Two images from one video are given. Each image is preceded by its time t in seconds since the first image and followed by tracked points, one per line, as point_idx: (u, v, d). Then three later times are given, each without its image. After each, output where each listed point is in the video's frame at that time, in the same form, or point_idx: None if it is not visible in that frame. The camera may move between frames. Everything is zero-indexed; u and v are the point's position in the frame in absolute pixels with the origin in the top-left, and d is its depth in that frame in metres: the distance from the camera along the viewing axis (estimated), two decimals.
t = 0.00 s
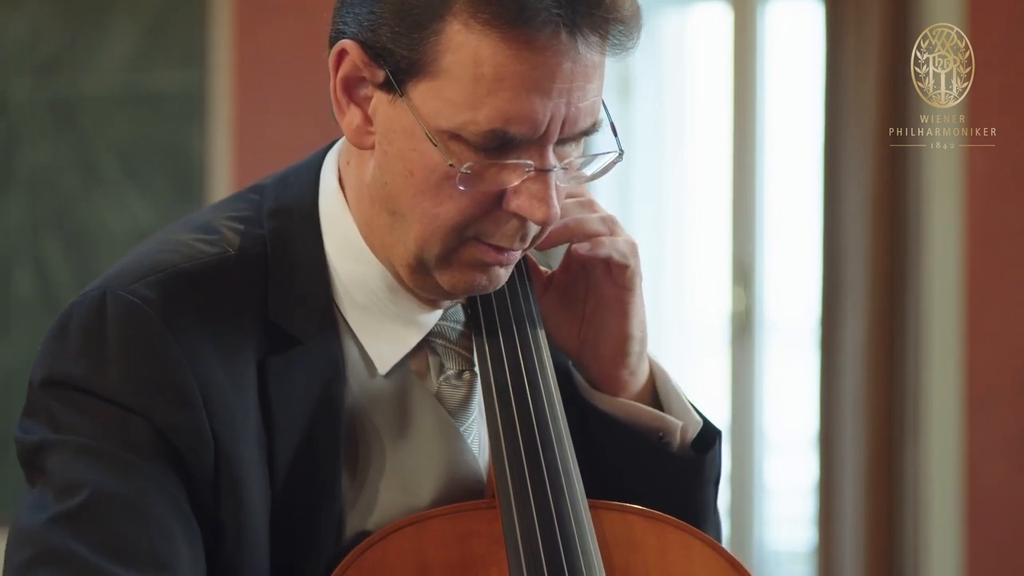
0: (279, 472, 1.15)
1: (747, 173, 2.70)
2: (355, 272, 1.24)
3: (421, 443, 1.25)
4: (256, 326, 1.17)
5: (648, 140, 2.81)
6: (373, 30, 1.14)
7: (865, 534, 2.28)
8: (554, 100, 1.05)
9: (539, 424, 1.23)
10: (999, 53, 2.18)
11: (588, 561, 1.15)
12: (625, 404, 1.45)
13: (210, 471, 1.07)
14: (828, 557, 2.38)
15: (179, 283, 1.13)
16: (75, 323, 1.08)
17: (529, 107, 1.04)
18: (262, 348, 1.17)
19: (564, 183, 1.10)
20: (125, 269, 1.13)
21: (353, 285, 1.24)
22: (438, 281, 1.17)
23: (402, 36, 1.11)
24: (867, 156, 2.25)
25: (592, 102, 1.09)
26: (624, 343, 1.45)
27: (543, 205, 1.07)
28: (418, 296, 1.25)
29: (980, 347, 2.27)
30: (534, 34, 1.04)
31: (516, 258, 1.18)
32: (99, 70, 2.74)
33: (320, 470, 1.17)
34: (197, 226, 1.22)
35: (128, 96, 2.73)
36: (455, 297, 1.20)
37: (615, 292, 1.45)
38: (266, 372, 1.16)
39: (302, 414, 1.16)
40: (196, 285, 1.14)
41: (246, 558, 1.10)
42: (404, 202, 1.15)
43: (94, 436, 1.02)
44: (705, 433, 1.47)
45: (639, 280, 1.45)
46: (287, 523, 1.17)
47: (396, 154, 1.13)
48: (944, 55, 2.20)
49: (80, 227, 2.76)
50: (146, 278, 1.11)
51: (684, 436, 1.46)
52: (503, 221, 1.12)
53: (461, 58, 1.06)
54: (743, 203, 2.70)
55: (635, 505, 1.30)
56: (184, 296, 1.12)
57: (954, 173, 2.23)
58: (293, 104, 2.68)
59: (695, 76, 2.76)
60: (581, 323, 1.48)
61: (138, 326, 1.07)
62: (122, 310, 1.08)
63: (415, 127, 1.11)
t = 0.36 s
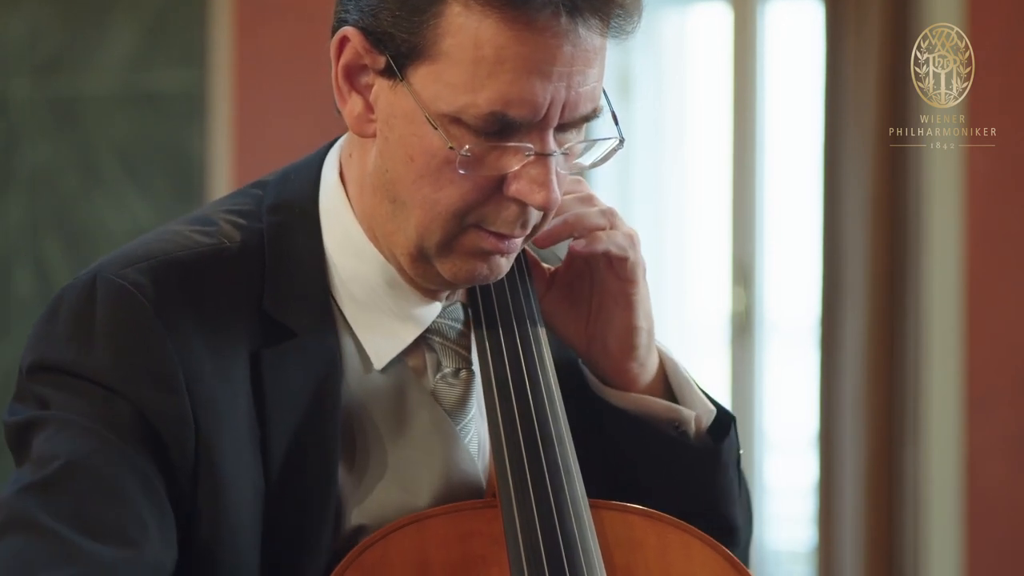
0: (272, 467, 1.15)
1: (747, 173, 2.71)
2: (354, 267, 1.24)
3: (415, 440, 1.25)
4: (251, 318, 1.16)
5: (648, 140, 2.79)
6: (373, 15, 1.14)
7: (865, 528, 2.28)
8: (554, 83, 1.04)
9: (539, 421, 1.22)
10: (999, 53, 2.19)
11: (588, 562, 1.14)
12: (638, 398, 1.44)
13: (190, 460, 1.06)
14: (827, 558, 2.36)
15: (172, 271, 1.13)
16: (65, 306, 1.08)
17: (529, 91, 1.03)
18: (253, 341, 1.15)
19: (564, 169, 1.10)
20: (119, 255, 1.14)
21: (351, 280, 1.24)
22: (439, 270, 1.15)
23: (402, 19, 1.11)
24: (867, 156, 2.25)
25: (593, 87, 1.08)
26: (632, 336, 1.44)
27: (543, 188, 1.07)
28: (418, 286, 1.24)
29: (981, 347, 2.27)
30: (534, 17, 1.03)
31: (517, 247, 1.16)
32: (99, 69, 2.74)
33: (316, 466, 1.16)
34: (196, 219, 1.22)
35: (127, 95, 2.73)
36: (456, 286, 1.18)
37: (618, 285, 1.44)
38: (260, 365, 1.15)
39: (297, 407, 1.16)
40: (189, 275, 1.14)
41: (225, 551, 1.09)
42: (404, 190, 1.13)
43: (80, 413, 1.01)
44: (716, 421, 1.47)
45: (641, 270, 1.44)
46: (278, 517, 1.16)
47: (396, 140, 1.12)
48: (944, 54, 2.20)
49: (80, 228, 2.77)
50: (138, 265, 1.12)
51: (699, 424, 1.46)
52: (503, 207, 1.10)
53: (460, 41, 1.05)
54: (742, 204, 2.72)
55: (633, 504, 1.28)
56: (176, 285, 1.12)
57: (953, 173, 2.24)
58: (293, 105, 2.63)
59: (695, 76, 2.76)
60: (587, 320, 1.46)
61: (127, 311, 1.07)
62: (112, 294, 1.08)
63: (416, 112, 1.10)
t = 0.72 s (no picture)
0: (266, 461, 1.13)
1: (747, 173, 2.70)
2: (355, 264, 1.24)
3: (413, 437, 1.25)
4: (246, 307, 1.16)
5: (648, 140, 2.80)
6: (374, 6, 1.14)
7: (864, 532, 2.32)
8: (554, 72, 1.04)
9: (539, 415, 1.21)
10: (999, 53, 2.16)
11: (589, 563, 1.10)
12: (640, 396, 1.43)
13: (168, 445, 1.05)
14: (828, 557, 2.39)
15: (163, 254, 1.13)
16: (55, 285, 1.10)
17: (528, 79, 1.03)
18: (247, 330, 1.15)
19: (564, 159, 1.09)
20: (113, 238, 1.15)
21: (351, 274, 1.24)
22: (439, 262, 1.15)
23: (403, 9, 1.11)
24: (867, 156, 2.29)
25: (593, 77, 1.08)
26: (633, 334, 1.42)
27: (543, 177, 1.06)
28: (418, 281, 1.24)
29: (980, 348, 2.24)
30: (534, 4, 1.03)
31: (518, 241, 1.15)
32: (99, 68, 2.74)
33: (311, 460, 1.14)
34: (193, 209, 1.23)
35: (127, 94, 2.73)
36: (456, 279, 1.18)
37: (618, 285, 1.42)
38: (254, 352, 1.15)
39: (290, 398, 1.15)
40: (182, 261, 1.14)
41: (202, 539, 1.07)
42: (405, 181, 1.13)
43: (63, 381, 1.01)
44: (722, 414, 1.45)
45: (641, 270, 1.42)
46: (267, 513, 1.14)
47: (396, 131, 1.12)
48: (944, 54, 2.20)
49: (80, 227, 2.77)
50: (130, 246, 1.13)
51: (704, 420, 1.44)
52: (503, 198, 1.09)
53: (460, 30, 1.05)
54: (743, 201, 2.71)
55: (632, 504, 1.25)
56: (167, 269, 1.13)
57: (953, 172, 2.23)
58: (293, 105, 2.62)
59: (695, 75, 2.76)
60: (587, 319, 1.45)
61: (113, 291, 1.08)
62: (101, 274, 1.09)
63: (416, 102, 1.10)
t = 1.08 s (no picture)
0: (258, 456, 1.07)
1: (747, 173, 2.71)
2: (353, 257, 1.22)
3: (412, 436, 1.23)
4: (239, 298, 1.11)
5: (648, 140, 2.79)
6: (372, 1, 1.14)
7: (865, 524, 2.34)
8: (552, 66, 1.04)
9: (538, 417, 1.21)
10: (999, 54, 2.13)
11: (589, 562, 1.10)
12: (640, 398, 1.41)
13: (145, 427, 1.00)
14: (828, 556, 2.42)
15: (153, 240, 1.09)
16: (41, 268, 1.06)
17: (526, 72, 1.03)
18: (239, 320, 1.10)
19: (562, 154, 1.09)
20: (103, 224, 1.11)
21: (349, 267, 1.22)
22: (437, 258, 1.14)
23: (400, 3, 1.11)
24: (867, 156, 2.33)
25: (591, 70, 1.08)
26: (632, 329, 1.40)
27: (541, 169, 1.06)
28: (417, 276, 1.22)
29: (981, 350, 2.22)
30: None
31: (516, 236, 1.15)
32: (99, 68, 2.74)
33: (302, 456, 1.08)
34: (189, 202, 1.20)
35: (127, 94, 2.74)
36: (454, 274, 1.17)
37: (617, 280, 1.41)
38: (246, 342, 1.10)
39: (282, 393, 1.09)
40: (172, 250, 1.10)
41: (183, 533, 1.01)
42: (403, 175, 1.12)
43: (40, 355, 0.97)
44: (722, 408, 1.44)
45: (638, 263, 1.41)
46: (256, 511, 1.08)
47: (394, 124, 1.12)
48: (944, 55, 2.17)
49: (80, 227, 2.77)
50: (119, 230, 1.09)
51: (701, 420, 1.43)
52: (501, 191, 1.09)
53: (458, 23, 1.05)
54: (743, 200, 2.71)
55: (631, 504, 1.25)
56: (155, 256, 1.08)
57: (953, 172, 2.23)
58: (293, 105, 2.59)
59: (694, 74, 2.76)
60: (585, 315, 1.42)
61: (97, 274, 1.04)
62: (87, 256, 1.05)
63: (414, 96, 1.10)
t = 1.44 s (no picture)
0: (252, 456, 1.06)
1: (747, 173, 2.70)
2: (351, 256, 1.22)
3: (408, 437, 1.22)
4: (232, 294, 1.10)
5: (648, 141, 2.78)
6: None
7: (865, 521, 2.37)
8: (549, 63, 1.04)
9: (538, 411, 1.21)
10: (999, 52, 2.13)
11: (589, 561, 1.09)
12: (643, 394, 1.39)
13: (132, 423, 0.98)
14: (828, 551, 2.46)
15: (143, 238, 1.09)
16: (32, 265, 1.05)
17: (523, 69, 1.03)
18: (233, 316, 1.09)
19: (560, 152, 1.09)
20: (94, 221, 1.11)
21: (347, 266, 1.22)
22: (435, 255, 1.14)
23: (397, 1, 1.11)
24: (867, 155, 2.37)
25: (588, 68, 1.08)
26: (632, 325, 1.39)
27: (538, 167, 1.06)
28: (417, 275, 1.23)
29: (980, 350, 2.21)
30: None
31: (514, 233, 1.15)
32: (99, 67, 2.74)
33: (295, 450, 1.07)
34: (184, 201, 1.20)
35: (127, 93, 2.74)
36: (451, 272, 1.17)
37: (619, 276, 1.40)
38: (240, 339, 1.08)
39: (275, 394, 1.08)
40: (162, 247, 1.09)
41: (172, 534, 0.99)
42: (400, 172, 1.12)
43: (28, 349, 0.96)
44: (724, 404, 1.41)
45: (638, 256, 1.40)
46: (249, 512, 1.06)
47: (391, 122, 1.12)
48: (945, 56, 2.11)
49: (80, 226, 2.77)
50: (110, 227, 1.09)
51: (706, 413, 1.40)
52: (498, 189, 1.09)
53: (455, 20, 1.05)
54: (742, 199, 2.71)
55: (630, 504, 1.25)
56: (146, 252, 1.08)
57: (954, 172, 2.22)
58: (292, 104, 2.59)
59: (695, 72, 2.76)
60: (586, 312, 1.42)
61: (87, 271, 1.03)
62: (77, 253, 1.04)
63: (411, 93, 1.10)
